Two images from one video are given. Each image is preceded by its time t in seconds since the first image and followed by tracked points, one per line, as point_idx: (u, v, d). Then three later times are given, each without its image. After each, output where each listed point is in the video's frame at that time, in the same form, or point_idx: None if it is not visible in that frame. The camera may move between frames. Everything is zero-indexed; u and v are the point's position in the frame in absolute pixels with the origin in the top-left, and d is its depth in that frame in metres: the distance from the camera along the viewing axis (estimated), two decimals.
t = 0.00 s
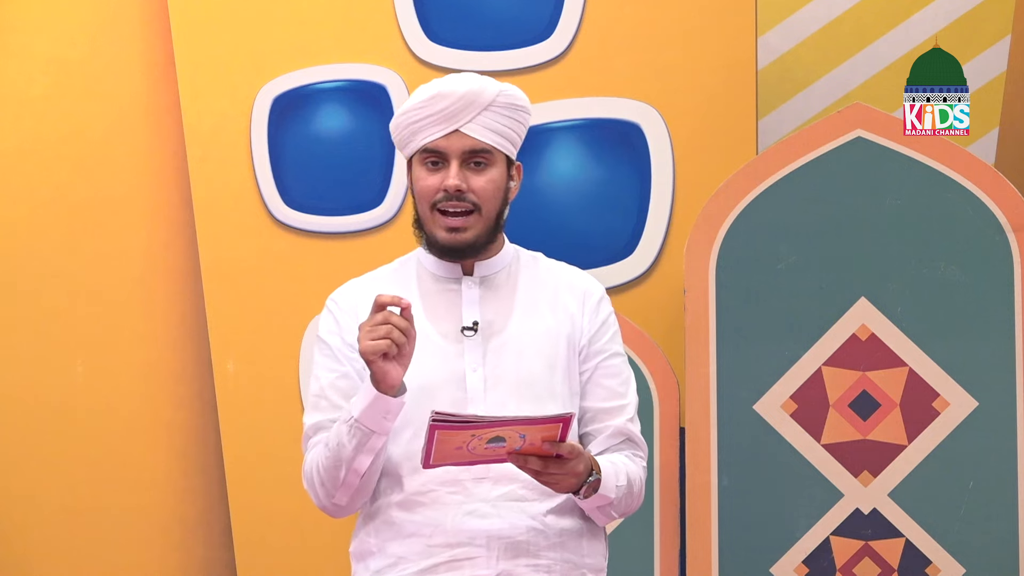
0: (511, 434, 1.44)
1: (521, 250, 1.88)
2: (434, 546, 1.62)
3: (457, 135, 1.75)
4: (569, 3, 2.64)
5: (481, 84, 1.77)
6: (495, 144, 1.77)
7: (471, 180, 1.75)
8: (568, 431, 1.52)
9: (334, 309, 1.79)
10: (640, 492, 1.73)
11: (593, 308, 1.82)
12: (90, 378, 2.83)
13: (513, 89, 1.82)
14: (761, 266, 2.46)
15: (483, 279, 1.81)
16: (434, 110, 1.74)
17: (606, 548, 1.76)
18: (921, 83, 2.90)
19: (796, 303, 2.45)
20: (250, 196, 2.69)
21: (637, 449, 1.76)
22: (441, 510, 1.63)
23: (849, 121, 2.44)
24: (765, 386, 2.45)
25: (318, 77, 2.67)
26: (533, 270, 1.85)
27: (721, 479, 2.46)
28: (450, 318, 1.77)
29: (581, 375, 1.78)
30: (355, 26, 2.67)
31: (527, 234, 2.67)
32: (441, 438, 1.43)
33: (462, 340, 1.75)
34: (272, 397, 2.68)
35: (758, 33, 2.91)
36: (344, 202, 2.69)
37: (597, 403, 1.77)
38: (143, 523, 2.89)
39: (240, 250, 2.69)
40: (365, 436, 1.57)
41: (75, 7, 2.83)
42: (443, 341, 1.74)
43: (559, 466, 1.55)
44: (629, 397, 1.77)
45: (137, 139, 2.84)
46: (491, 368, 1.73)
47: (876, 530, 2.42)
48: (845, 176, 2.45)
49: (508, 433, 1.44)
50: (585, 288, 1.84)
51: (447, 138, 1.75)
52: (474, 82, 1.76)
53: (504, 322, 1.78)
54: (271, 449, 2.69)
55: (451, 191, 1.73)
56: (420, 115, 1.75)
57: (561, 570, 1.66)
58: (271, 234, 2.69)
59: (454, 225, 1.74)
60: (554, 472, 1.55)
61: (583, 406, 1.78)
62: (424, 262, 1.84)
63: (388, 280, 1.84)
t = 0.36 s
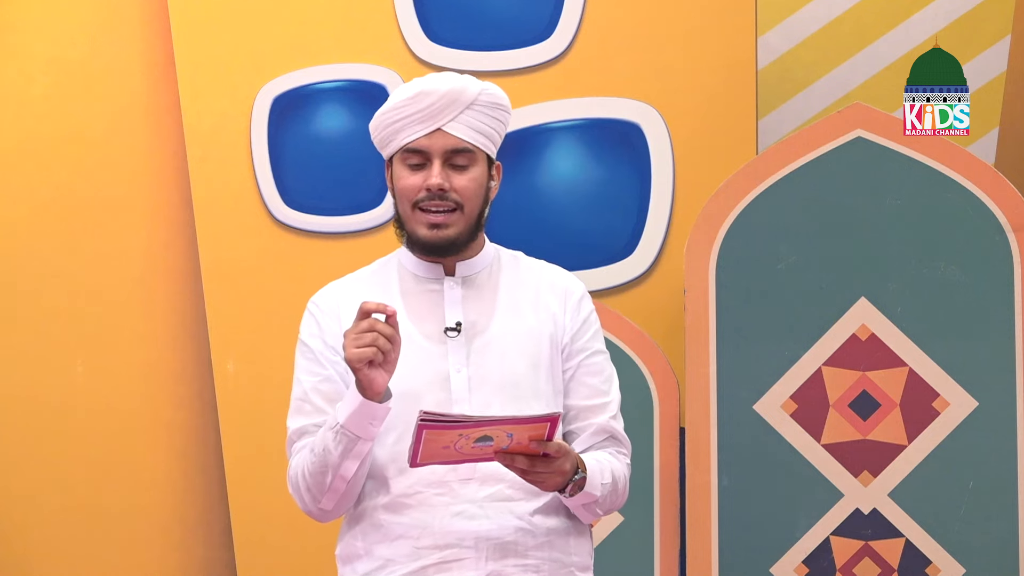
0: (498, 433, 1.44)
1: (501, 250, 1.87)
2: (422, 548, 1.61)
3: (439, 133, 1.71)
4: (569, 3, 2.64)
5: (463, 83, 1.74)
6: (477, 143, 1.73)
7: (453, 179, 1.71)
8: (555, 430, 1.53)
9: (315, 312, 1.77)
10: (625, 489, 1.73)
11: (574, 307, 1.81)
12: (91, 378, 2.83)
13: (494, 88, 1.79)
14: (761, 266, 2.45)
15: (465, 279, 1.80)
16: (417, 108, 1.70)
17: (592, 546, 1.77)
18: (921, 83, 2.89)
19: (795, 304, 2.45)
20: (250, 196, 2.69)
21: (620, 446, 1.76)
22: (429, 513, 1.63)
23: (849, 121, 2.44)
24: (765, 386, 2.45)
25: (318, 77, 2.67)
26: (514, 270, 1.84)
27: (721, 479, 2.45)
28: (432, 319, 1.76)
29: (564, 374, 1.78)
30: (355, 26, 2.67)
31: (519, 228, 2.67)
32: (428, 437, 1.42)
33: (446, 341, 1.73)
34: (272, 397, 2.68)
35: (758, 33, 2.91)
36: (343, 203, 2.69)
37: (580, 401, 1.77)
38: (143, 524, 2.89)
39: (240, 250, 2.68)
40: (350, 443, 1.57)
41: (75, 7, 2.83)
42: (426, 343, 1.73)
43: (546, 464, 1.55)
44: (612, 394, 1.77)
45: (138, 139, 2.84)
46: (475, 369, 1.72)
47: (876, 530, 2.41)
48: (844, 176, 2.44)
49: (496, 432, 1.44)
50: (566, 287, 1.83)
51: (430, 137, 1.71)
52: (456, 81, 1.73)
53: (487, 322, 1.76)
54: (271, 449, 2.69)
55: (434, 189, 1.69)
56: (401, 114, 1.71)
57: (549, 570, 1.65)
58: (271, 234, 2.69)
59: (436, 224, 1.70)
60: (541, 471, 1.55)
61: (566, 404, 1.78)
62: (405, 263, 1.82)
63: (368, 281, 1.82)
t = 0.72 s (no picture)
0: (491, 404, 1.44)
1: (490, 252, 1.86)
2: (412, 549, 1.61)
3: (441, 163, 1.69)
4: (569, 3, 2.64)
5: (470, 113, 1.70)
6: (476, 170, 1.73)
7: (452, 207, 1.71)
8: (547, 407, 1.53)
9: (306, 318, 1.75)
10: (616, 485, 1.71)
11: (563, 306, 1.80)
12: (91, 378, 2.83)
13: (497, 113, 1.76)
14: (761, 265, 2.45)
15: (453, 282, 1.79)
16: (423, 140, 1.67)
17: (583, 546, 1.75)
18: (921, 83, 2.90)
19: (795, 303, 2.45)
20: (250, 196, 2.69)
21: (611, 444, 1.75)
22: (419, 514, 1.62)
23: (849, 121, 2.44)
24: (765, 386, 2.45)
25: (318, 77, 2.67)
26: (503, 271, 1.83)
27: (721, 479, 2.45)
28: (421, 322, 1.75)
29: (553, 374, 1.77)
30: (355, 26, 2.67)
31: (515, 227, 2.67)
32: (421, 407, 1.42)
33: (434, 344, 1.73)
34: (272, 397, 2.68)
35: (758, 33, 2.91)
36: (343, 202, 2.69)
37: (569, 399, 1.75)
38: (143, 524, 2.88)
39: (240, 250, 2.68)
40: (344, 462, 1.57)
41: (75, 6, 2.83)
42: (415, 346, 1.73)
43: (538, 441, 1.54)
44: (601, 393, 1.76)
45: (138, 139, 2.84)
46: (464, 373, 1.72)
47: (876, 530, 2.41)
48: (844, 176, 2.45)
49: (489, 404, 1.44)
50: (554, 286, 1.82)
51: (431, 166, 1.69)
52: (463, 111, 1.69)
53: (475, 325, 1.76)
54: (271, 449, 2.68)
55: (433, 219, 1.69)
56: (406, 142, 1.67)
57: (539, 570, 1.65)
58: (271, 234, 2.69)
59: (433, 249, 1.71)
60: (532, 448, 1.54)
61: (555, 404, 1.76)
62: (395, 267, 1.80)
63: (358, 285, 1.80)
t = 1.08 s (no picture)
0: (487, 405, 1.44)
1: (495, 251, 1.85)
2: (412, 549, 1.61)
3: (447, 166, 1.70)
4: (569, 3, 2.64)
5: (477, 117, 1.71)
6: (482, 174, 1.73)
7: (457, 210, 1.72)
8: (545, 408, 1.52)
9: (310, 316, 1.76)
10: (618, 486, 1.71)
11: (567, 307, 1.80)
12: (91, 378, 2.83)
13: (506, 116, 1.76)
14: (761, 265, 2.45)
15: (458, 282, 1.79)
16: (429, 143, 1.67)
17: (587, 546, 1.74)
18: (921, 83, 2.90)
19: (795, 303, 2.45)
20: (250, 195, 2.69)
21: (613, 446, 1.74)
22: (419, 513, 1.62)
23: (849, 121, 2.44)
24: (765, 386, 2.45)
25: (318, 77, 2.67)
26: (508, 271, 1.83)
27: (721, 479, 2.45)
28: (424, 321, 1.76)
29: (556, 375, 1.77)
30: (355, 26, 2.67)
31: (516, 227, 2.67)
32: (417, 406, 1.42)
33: (437, 344, 1.74)
34: (272, 397, 2.68)
35: (758, 33, 2.91)
36: (343, 202, 2.69)
37: (571, 401, 1.75)
38: (143, 524, 2.88)
39: (239, 250, 2.68)
40: (344, 462, 1.57)
41: (76, 6, 2.83)
42: (418, 346, 1.73)
43: (535, 443, 1.54)
44: (605, 395, 1.76)
45: (137, 139, 2.84)
46: (465, 374, 1.72)
47: (876, 530, 2.41)
48: (844, 176, 2.45)
49: (485, 404, 1.45)
50: (558, 287, 1.82)
51: (437, 168, 1.70)
52: (470, 115, 1.70)
53: (478, 325, 1.76)
54: (271, 449, 2.68)
55: (437, 222, 1.70)
56: (412, 144, 1.68)
57: (540, 570, 1.64)
58: (271, 234, 2.69)
59: (437, 250, 1.72)
60: (530, 449, 1.54)
61: (558, 405, 1.77)
62: (399, 266, 1.80)
63: (362, 284, 1.80)
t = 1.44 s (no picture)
0: (499, 404, 1.44)
1: (506, 252, 1.86)
2: (421, 548, 1.61)
3: (463, 162, 1.70)
4: (569, 3, 2.64)
5: (495, 113, 1.70)
6: (498, 171, 1.73)
7: (472, 206, 1.72)
8: (557, 408, 1.52)
9: (321, 313, 1.76)
10: (627, 487, 1.71)
11: (578, 307, 1.80)
12: (91, 378, 2.83)
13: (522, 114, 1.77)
14: (761, 265, 2.45)
15: (469, 281, 1.79)
16: (446, 138, 1.67)
17: (596, 547, 1.74)
18: (921, 83, 2.90)
19: (795, 303, 2.45)
20: (250, 196, 2.69)
21: (623, 447, 1.74)
22: (428, 512, 1.62)
23: (849, 121, 2.44)
24: (765, 386, 2.45)
25: (318, 77, 2.67)
26: (519, 271, 1.83)
27: (722, 480, 2.45)
28: (436, 320, 1.75)
29: (567, 375, 1.77)
30: (355, 26, 2.67)
31: (521, 228, 2.67)
32: (430, 405, 1.43)
33: (448, 342, 1.73)
34: (272, 397, 2.68)
35: (758, 33, 2.91)
36: (343, 202, 2.69)
37: (582, 401, 1.75)
38: (143, 524, 2.88)
39: (240, 250, 2.68)
40: (356, 460, 1.57)
41: (76, 6, 2.83)
42: (430, 344, 1.73)
43: (547, 443, 1.53)
44: (615, 395, 1.75)
45: (137, 139, 2.84)
46: (477, 373, 1.71)
47: (876, 530, 2.42)
48: (844, 176, 2.45)
49: (497, 404, 1.45)
50: (569, 287, 1.82)
51: (453, 164, 1.70)
52: (488, 111, 1.70)
53: (490, 324, 1.75)
54: (271, 448, 2.68)
55: (453, 218, 1.69)
56: (429, 140, 1.68)
57: (549, 570, 1.64)
58: (271, 234, 2.69)
59: (451, 246, 1.72)
60: (542, 449, 1.53)
61: (568, 405, 1.76)
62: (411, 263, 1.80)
63: (374, 281, 1.80)
